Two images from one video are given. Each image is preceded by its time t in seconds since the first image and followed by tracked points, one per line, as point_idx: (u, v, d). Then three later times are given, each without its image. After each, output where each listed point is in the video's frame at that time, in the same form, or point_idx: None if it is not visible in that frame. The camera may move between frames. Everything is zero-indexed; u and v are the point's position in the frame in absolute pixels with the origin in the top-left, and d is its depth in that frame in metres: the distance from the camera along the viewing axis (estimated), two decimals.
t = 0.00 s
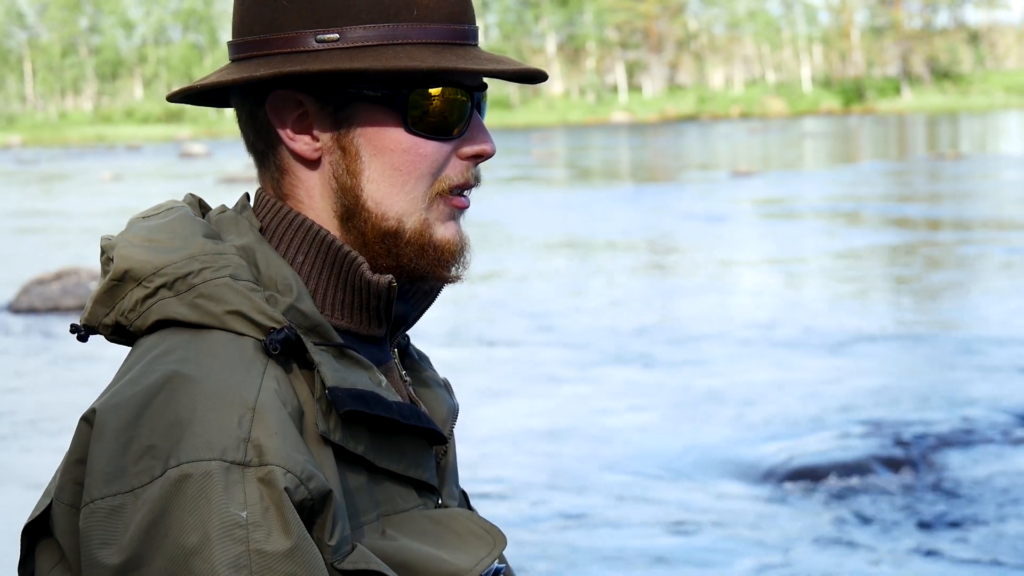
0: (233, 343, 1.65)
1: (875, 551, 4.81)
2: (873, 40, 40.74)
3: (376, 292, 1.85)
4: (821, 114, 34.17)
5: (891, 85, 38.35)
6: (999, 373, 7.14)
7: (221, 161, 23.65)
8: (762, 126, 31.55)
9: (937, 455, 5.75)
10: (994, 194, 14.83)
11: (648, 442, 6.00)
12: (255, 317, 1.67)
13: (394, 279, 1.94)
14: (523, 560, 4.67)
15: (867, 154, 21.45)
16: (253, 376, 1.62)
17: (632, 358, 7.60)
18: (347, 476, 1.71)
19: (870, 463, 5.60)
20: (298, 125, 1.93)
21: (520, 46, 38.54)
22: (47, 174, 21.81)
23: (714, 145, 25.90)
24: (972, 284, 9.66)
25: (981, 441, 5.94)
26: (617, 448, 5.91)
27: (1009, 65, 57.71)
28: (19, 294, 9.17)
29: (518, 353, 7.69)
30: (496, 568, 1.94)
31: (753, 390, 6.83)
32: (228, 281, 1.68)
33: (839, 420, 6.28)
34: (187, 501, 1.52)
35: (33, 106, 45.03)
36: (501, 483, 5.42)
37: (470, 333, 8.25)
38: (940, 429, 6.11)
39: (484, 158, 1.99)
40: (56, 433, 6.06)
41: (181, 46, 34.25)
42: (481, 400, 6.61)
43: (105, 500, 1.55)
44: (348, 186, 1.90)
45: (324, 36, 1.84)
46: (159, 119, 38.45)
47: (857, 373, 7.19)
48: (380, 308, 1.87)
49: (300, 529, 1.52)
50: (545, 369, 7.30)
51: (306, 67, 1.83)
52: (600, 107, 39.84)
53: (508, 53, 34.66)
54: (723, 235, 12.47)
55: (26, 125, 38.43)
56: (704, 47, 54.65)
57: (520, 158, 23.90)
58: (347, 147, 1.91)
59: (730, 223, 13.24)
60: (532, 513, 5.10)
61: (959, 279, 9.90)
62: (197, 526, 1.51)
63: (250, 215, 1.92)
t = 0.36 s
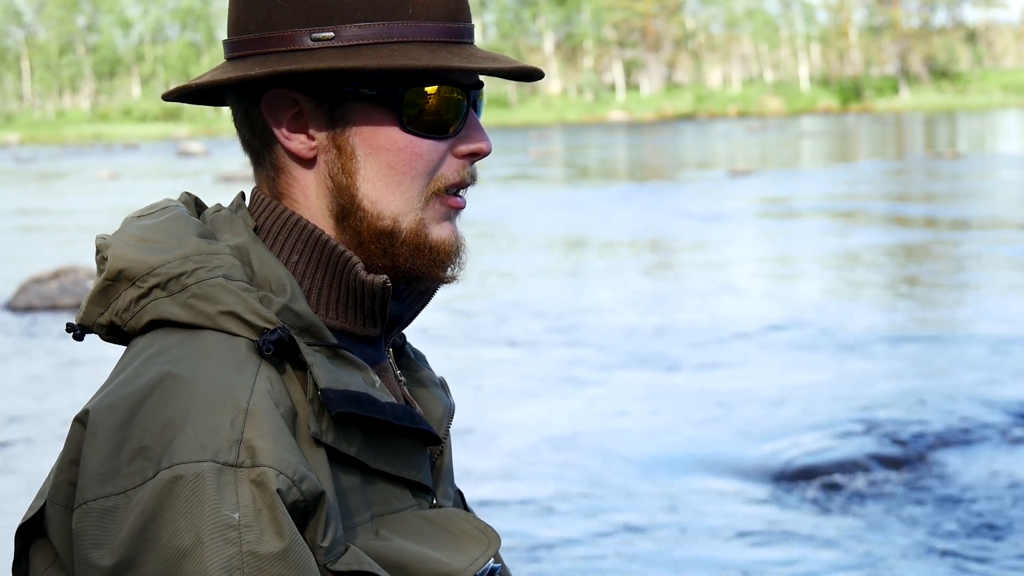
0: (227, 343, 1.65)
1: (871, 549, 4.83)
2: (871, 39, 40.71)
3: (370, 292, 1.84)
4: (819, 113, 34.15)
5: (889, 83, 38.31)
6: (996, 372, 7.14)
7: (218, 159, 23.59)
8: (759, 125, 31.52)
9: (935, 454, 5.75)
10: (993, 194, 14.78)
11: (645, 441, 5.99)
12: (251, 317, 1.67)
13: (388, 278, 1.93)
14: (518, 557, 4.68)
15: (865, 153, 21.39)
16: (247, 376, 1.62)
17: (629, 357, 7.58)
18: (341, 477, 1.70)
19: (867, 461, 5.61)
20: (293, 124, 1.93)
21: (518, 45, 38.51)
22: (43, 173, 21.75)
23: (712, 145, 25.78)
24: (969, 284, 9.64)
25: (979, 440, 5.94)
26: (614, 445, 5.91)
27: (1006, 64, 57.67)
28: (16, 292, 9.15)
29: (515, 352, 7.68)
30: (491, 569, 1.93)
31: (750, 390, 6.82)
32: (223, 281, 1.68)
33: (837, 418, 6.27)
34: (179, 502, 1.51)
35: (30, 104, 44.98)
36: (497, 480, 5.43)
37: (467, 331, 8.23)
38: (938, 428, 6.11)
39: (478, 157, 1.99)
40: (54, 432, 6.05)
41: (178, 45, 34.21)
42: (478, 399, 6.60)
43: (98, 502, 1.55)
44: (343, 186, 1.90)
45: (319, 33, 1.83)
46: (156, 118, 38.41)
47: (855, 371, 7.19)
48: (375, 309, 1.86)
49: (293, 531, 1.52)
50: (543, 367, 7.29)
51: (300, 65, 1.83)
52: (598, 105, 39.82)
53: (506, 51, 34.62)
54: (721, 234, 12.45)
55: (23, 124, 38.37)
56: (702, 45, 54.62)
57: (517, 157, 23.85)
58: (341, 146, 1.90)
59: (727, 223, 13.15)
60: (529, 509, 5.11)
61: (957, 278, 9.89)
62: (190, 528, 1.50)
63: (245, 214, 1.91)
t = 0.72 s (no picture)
0: (220, 341, 1.65)
1: (871, 549, 4.83)
2: (870, 39, 40.71)
3: (364, 290, 1.85)
4: (818, 113, 34.16)
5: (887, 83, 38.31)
6: (993, 372, 7.14)
7: (216, 159, 23.56)
8: (757, 124, 31.55)
9: (933, 454, 5.74)
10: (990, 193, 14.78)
11: (643, 441, 5.99)
12: (243, 317, 1.67)
13: (381, 276, 1.94)
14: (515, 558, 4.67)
15: (863, 153, 21.39)
16: (240, 373, 1.62)
17: (627, 357, 7.58)
18: (335, 475, 1.71)
19: (864, 461, 5.61)
20: (284, 123, 1.93)
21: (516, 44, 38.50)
22: (41, 172, 21.72)
23: (710, 144, 25.76)
24: (967, 283, 9.64)
25: (977, 440, 5.93)
26: (612, 445, 5.91)
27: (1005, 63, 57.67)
28: (14, 291, 9.14)
29: (511, 352, 7.69)
30: (485, 567, 1.93)
31: (747, 390, 6.82)
32: (216, 279, 1.68)
33: (832, 418, 6.27)
34: (173, 500, 1.51)
35: (29, 103, 44.97)
36: (494, 480, 5.42)
37: (463, 331, 8.24)
38: (934, 429, 6.11)
39: (470, 155, 1.99)
40: (51, 431, 6.04)
41: (177, 44, 34.19)
42: (473, 399, 6.60)
43: (92, 500, 1.55)
44: (335, 185, 1.90)
45: (310, 32, 1.84)
46: (155, 117, 38.39)
47: (850, 372, 7.19)
48: (368, 307, 1.87)
49: (286, 529, 1.52)
50: (538, 367, 7.29)
51: (292, 64, 1.83)
52: (597, 105, 39.83)
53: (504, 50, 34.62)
54: (719, 234, 12.45)
55: (21, 123, 38.34)
56: (700, 44, 54.63)
57: (515, 156, 23.83)
58: (333, 144, 1.90)
59: (724, 223, 13.15)
60: (527, 511, 5.10)
61: (955, 278, 9.89)
62: (183, 525, 1.51)
63: (238, 214, 1.91)
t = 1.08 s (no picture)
0: (220, 344, 1.65)
1: (870, 553, 4.82)
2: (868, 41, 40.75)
3: (363, 291, 1.85)
4: (816, 115, 34.22)
5: (885, 85, 38.36)
6: (990, 373, 7.16)
7: (215, 161, 23.57)
8: (756, 127, 31.58)
9: (931, 456, 5.75)
10: (987, 195, 14.85)
11: (642, 442, 5.99)
12: (244, 318, 1.67)
13: (380, 278, 1.94)
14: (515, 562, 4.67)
15: (860, 155, 21.44)
16: (241, 376, 1.63)
17: (626, 359, 7.59)
18: (335, 476, 1.71)
19: (864, 463, 5.61)
20: (283, 126, 1.94)
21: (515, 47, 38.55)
22: (41, 175, 21.72)
23: (708, 146, 25.89)
24: (965, 285, 9.66)
25: (976, 443, 5.94)
26: (612, 449, 5.92)
27: (1003, 65, 57.69)
28: (13, 294, 9.14)
29: (509, 354, 7.70)
30: (486, 569, 1.94)
31: (746, 392, 6.83)
32: (216, 283, 1.68)
33: (829, 420, 6.28)
34: (176, 501, 1.52)
35: (27, 105, 44.95)
36: (493, 483, 5.43)
37: (461, 333, 8.26)
38: (933, 430, 6.12)
39: (469, 156, 1.99)
40: (51, 435, 6.04)
41: (175, 46, 34.19)
42: (470, 402, 6.61)
43: (94, 501, 1.56)
44: (334, 187, 1.91)
45: (308, 35, 1.84)
46: (153, 119, 38.41)
47: (847, 373, 7.21)
48: (368, 309, 1.87)
49: (288, 530, 1.53)
50: (535, 369, 7.30)
51: (290, 67, 1.84)
52: (595, 107, 39.85)
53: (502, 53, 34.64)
54: (716, 235, 12.49)
55: (19, 125, 38.36)
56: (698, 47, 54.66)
57: (513, 158, 23.86)
58: (332, 147, 1.91)
59: (723, 224, 13.25)
60: (526, 514, 5.10)
61: (953, 280, 9.91)
62: (186, 527, 1.51)
63: (238, 216, 1.92)
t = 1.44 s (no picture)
0: (223, 348, 1.65)
1: (872, 554, 4.83)
2: (869, 44, 40.77)
3: (366, 295, 1.85)
4: (816, 118, 34.26)
5: (886, 89, 38.38)
6: (990, 377, 7.16)
7: (216, 165, 23.61)
8: (756, 130, 31.61)
9: (931, 460, 5.75)
10: (987, 198, 14.90)
11: (643, 445, 6.00)
12: (247, 323, 1.68)
13: (382, 281, 1.95)
14: (515, 567, 4.67)
15: (861, 157, 21.48)
16: (244, 380, 1.62)
17: (628, 362, 7.60)
18: (337, 481, 1.71)
19: (862, 467, 5.61)
20: (285, 130, 1.94)
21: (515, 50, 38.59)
22: (43, 179, 21.76)
23: (710, 149, 25.98)
24: (966, 288, 9.68)
25: (976, 446, 5.94)
26: (613, 452, 5.92)
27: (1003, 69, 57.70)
28: (15, 298, 9.15)
29: (510, 357, 7.71)
30: (489, 572, 1.94)
31: (748, 395, 6.84)
32: (218, 287, 1.69)
33: (829, 423, 6.29)
34: (179, 506, 1.52)
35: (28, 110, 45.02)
36: (491, 485, 5.43)
37: (461, 336, 8.27)
38: (934, 433, 6.12)
39: (470, 160, 1.99)
40: (53, 438, 6.05)
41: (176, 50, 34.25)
42: (469, 405, 6.62)
43: (97, 506, 1.56)
44: (335, 191, 1.91)
45: (309, 40, 1.84)
46: (154, 123, 38.45)
47: (849, 376, 7.20)
48: (371, 313, 1.88)
49: (291, 534, 1.53)
50: (536, 372, 7.31)
51: (290, 72, 1.84)
52: (595, 110, 39.89)
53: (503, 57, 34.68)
54: (716, 238, 12.52)
55: (21, 130, 38.42)
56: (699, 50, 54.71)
57: (515, 162, 23.90)
58: (333, 151, 1.91)
59: (725, 226, 13.33)
60: (526, 517, 5.10)
61: (954, 282, 9.92)
62: (189, 531, 1.51)
63: (240, 222, 1.92)
